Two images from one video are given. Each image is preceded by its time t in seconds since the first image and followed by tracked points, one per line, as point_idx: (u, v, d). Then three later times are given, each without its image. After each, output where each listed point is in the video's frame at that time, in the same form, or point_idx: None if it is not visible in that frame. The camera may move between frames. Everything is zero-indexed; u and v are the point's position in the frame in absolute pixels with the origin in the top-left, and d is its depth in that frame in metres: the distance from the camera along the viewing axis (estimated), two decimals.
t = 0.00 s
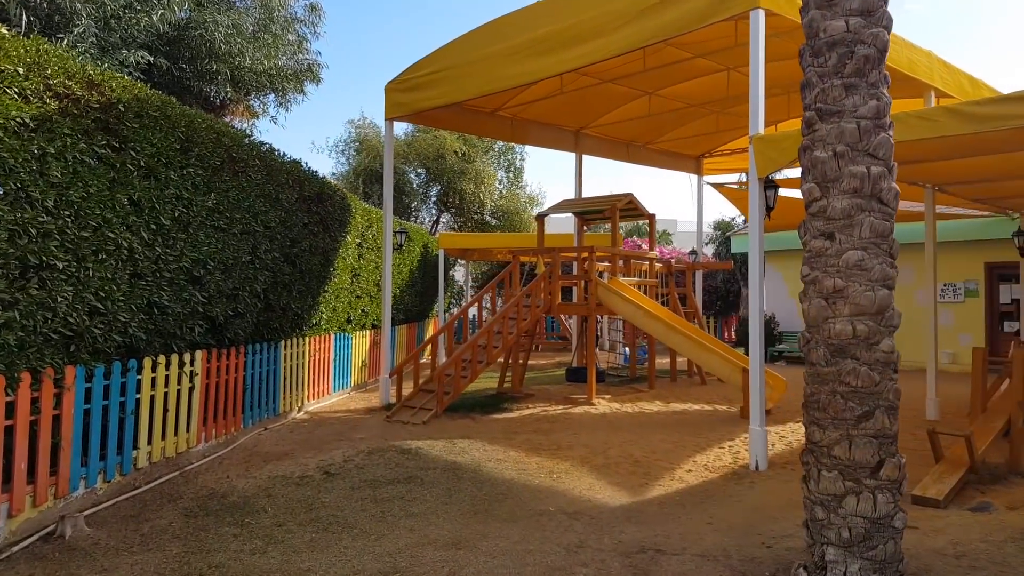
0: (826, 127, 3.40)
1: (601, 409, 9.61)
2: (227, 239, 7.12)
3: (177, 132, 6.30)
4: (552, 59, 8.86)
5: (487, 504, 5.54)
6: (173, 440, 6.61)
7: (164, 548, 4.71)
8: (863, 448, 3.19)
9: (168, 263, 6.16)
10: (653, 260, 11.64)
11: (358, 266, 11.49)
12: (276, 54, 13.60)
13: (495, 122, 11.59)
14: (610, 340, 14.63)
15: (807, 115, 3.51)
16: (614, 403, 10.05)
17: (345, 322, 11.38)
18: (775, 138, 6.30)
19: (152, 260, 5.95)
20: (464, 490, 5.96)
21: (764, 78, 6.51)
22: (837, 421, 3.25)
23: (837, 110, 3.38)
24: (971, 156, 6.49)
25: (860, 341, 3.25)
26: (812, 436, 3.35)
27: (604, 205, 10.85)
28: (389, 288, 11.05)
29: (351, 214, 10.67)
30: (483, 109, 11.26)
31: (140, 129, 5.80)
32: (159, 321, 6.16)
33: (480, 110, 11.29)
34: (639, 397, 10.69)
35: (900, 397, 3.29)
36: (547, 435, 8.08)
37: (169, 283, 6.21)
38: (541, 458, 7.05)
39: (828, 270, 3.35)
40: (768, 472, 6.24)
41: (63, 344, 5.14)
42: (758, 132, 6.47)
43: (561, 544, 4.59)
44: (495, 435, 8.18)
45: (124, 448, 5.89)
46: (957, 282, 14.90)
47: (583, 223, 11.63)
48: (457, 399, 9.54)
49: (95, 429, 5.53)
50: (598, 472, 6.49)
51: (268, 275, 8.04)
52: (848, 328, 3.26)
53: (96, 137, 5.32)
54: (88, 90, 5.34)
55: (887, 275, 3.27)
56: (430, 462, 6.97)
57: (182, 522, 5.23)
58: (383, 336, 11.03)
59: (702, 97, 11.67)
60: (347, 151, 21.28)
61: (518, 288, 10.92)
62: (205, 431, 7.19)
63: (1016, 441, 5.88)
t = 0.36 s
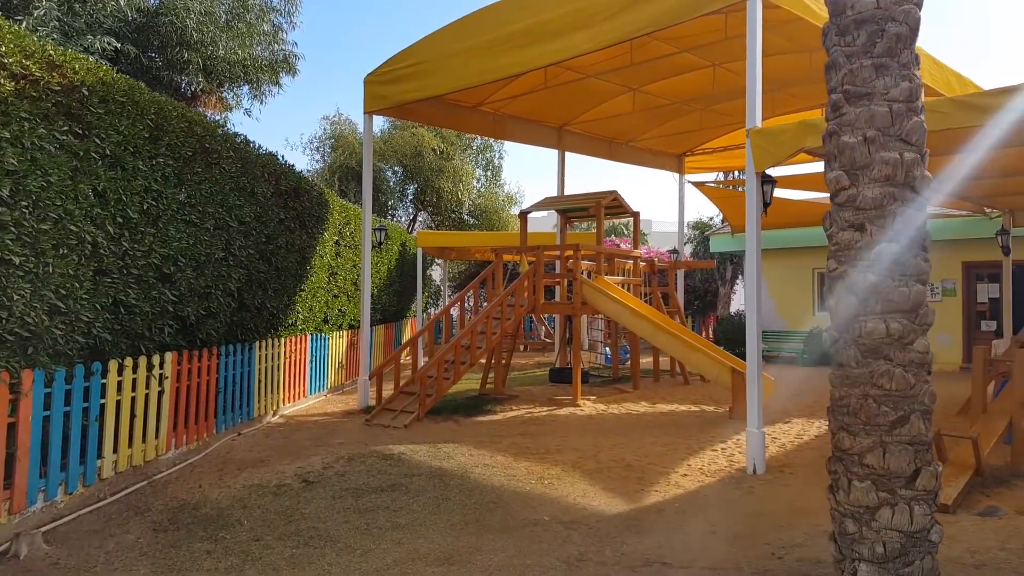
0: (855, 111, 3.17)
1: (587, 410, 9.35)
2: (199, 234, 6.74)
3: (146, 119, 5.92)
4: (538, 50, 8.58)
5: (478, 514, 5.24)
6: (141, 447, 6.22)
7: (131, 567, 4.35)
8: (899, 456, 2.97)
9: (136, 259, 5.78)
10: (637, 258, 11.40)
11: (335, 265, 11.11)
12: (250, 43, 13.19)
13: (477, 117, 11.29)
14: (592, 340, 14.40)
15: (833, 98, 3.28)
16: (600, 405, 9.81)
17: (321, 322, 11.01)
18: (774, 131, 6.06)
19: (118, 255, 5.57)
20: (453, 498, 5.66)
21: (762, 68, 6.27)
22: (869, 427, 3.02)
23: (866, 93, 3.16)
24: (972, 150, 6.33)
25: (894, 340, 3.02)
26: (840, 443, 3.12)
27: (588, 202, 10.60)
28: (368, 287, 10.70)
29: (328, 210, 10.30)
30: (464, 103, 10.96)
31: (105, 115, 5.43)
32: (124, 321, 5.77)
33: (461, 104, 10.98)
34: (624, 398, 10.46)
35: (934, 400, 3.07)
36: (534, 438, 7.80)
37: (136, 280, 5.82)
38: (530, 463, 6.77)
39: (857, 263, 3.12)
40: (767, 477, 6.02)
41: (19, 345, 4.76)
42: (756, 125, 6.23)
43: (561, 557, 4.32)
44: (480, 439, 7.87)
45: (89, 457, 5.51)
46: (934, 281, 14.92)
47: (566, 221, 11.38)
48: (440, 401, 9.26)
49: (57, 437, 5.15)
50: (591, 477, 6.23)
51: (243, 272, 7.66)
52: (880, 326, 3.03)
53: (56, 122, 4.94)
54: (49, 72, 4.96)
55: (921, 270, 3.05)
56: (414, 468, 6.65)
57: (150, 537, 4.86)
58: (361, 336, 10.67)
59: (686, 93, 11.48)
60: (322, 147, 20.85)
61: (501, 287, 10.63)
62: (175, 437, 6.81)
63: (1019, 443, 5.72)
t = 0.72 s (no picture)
0: (885, 97, 2.94)
1: (567, 415, 9.06)
2: (161, 232, 6.31)
3: (102, 107, 5.49)
4: (517, 41, 8.26)
5: (463, 530, 4.92)
6: (98, 460, 5.79)
7: None
8: (937, 473, 2.73)
9: (92, 258, 5.35)
10: (615, 258, 11.15)
11: (303, 265, 10.69)
12: (214, 33, 12.72)
13: (450, 112, 10.96)
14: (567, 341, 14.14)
15: (859, 83, 3.04)
16: (579, 409, 9.54)
17: (289, 325, 10.58)
18: (768, 126, 5.83)
19: (72, 254, 5.13)
20: (435, 512, 5.33)
21: (753, 61, 6.04)
22: (905, 442, 2.77)
23: (896, 79, 2.92)
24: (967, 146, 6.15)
25: (931, 347, 2.77)
26: (871, 459, 2.87)
27: (566, 200, 10.32)
28: (338, 287, 10.28)
29: (296, 208, 9.89)
30: (438, 97, 10.62)
31: (57, 102, 5.00)
32: (80, 325, 5.34)
33: (435, 99, 10.64)
34: (603, 401, 10.20)
35: (972, 412, 2.84)
36: (515, 445, 7.49)
37: (93, 281, 5.39)
38: (512, 473, 6.46)
39: (890, 263, 2.87)
40: (761, 486, 5.79)
41: None
42: (748, 119, 6.00)
43: None
44: (458, 446, 7.54)
45: (40, 472, 5.08)
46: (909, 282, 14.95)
47: (543, 220, 11.09)
48: (415, 406, 8.93)
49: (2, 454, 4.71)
50: (578, 487, 5.94)
51: (207, 273, 7.23)
52: (916, 332, 2.78)
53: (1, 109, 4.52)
54: None
55: (959, 270, 2.81)
56: (390, 479, 6.30)
57: (105, 561, 4.44)
58: (331, 339, 10.27)
59: (665, 90, 11.25)
60: (288, 144, 20.33)
61: (477, 288, 10.31)
62: (135, 449, 6.37)
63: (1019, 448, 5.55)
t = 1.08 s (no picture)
0: (929, 78, 2.73)
1: (556, 420, 8.78)
2: (131, 230, 5.94)
3: (67, 95, 5.12)
4: (505, 32, 7.95)
5: (455, 547, 4.61)
6: (64, 472, 5.41)
7: None
8: (994, 496, 2.52)
9: (57, 258, 4.98)
10: (604, 258, 10.89)
11: (282, 265, 10.31)
12: (187, 23, 12.32)
13: (434, 108, 10.65)
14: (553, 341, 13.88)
15: (898, 65, 2.83)
16: (568, 412, 9.28)
17: (267, 327, 10.20)
18: (772, 118, 5.59)
19: (34, 253, 4.76)
20: (424, 527, 5.00)
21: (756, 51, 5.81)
22: (957, 460, 2.55)
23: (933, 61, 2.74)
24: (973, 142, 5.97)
25: (985, 356, 2.53)
26: (918, 479, 2.65)
27: (554, 198, 10.05)
28: (318, 287, 9.92)
29: (275, 205, 9.52)
30: (421, 92, 10.32)
31: (17, 88, 4.62)
32: (43, 329, 4.96)
33: (418, 93, 10.32)
34: (592, 404, 9.95)
35: None
36: (504, 452, 7.20)
37: (57, 282, 5.01)
38: (504, 482, 6.16)
39: (938, 261, 2.62)
40: (765, 494, 5.54)
41: None
42: (751, 113, 5.77)
43: None
44: (445, 453, 7.23)
45: None
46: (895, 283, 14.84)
47: (529, 217, 10.82)
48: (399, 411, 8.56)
49: None
50: (575, 498, 5.65)
51: (181, 272, 6.85)
52: (969, 338, 2.54)
53: None
54: None
55: (1014, 269, 2.58)
56: (375, 490, 5.98)
57: None
58: (310, 341, 9.91)
59: (654, 86, 11.01)
60: (266, 141, 19.87)
61: (463, 288, 10.01)
62: (104, 459, 6.00)
63: None
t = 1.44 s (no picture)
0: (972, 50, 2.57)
1: (530, 422, 8.46)
2: (76, 221, 5.48)
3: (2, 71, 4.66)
4: (480, 18, 7.60)
5: (432, 563, 4.26)
6: None
7: None
8: None
9: None
10: (579, 255, 10.59)
11: (242, 261, 9.84)
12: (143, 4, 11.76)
13: (403, 98, 10.28)
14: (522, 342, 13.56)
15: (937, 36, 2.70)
16: (543, 415, 8.97)
17: (225, 326, 9.71)
18: (764, 108, 5.33)
19: None
20: (398, 541, 4.64)
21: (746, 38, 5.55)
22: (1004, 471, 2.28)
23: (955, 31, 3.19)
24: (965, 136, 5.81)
25: None
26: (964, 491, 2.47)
27: (529, 194, 9.74)
28: (281, 285, 9.46)
29: (235, 199, 9.06)
30: (389, 81, 9.93)
31: None
32: None
33: (387, 83, 9.94)
34: (567, 406, 9.65)
35: None
36: (480, 457, 6.85)
37: None
38: (480, 490, 5.82)
39: (980, 250, 3.02)
40: (756, 500, 5.28)
41: None
42: (742, 103, 5.51)
43: None
44: (416, 460, 6.85)
45: None
46: (863, 280, 14.82)
47: (502, 213, 10.49)
48: (367, 415, 8.22)
49: None
50: (558, 506, 5.33)
51: (132, 267, 6.39)
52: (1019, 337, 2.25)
53: None
54: None
55: None
56: (344, 500, 5.60)
57: None
58: (272, 341, 9.45)
59: (630, 80, 10.75)
60: (226, 133, 19.24)
61: (434, 286, 9.64)
62: (45, 470, 5.53)
63: None
